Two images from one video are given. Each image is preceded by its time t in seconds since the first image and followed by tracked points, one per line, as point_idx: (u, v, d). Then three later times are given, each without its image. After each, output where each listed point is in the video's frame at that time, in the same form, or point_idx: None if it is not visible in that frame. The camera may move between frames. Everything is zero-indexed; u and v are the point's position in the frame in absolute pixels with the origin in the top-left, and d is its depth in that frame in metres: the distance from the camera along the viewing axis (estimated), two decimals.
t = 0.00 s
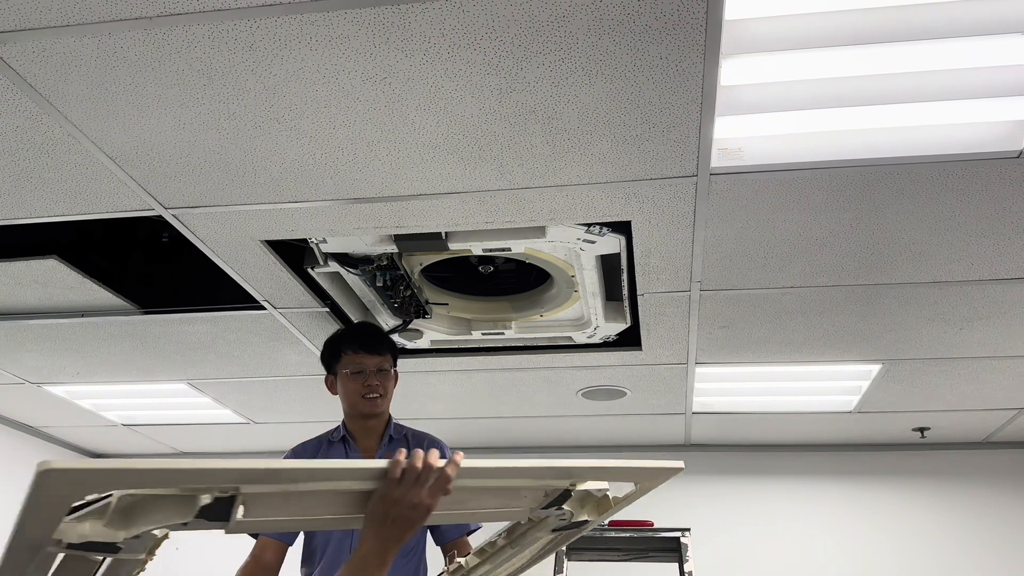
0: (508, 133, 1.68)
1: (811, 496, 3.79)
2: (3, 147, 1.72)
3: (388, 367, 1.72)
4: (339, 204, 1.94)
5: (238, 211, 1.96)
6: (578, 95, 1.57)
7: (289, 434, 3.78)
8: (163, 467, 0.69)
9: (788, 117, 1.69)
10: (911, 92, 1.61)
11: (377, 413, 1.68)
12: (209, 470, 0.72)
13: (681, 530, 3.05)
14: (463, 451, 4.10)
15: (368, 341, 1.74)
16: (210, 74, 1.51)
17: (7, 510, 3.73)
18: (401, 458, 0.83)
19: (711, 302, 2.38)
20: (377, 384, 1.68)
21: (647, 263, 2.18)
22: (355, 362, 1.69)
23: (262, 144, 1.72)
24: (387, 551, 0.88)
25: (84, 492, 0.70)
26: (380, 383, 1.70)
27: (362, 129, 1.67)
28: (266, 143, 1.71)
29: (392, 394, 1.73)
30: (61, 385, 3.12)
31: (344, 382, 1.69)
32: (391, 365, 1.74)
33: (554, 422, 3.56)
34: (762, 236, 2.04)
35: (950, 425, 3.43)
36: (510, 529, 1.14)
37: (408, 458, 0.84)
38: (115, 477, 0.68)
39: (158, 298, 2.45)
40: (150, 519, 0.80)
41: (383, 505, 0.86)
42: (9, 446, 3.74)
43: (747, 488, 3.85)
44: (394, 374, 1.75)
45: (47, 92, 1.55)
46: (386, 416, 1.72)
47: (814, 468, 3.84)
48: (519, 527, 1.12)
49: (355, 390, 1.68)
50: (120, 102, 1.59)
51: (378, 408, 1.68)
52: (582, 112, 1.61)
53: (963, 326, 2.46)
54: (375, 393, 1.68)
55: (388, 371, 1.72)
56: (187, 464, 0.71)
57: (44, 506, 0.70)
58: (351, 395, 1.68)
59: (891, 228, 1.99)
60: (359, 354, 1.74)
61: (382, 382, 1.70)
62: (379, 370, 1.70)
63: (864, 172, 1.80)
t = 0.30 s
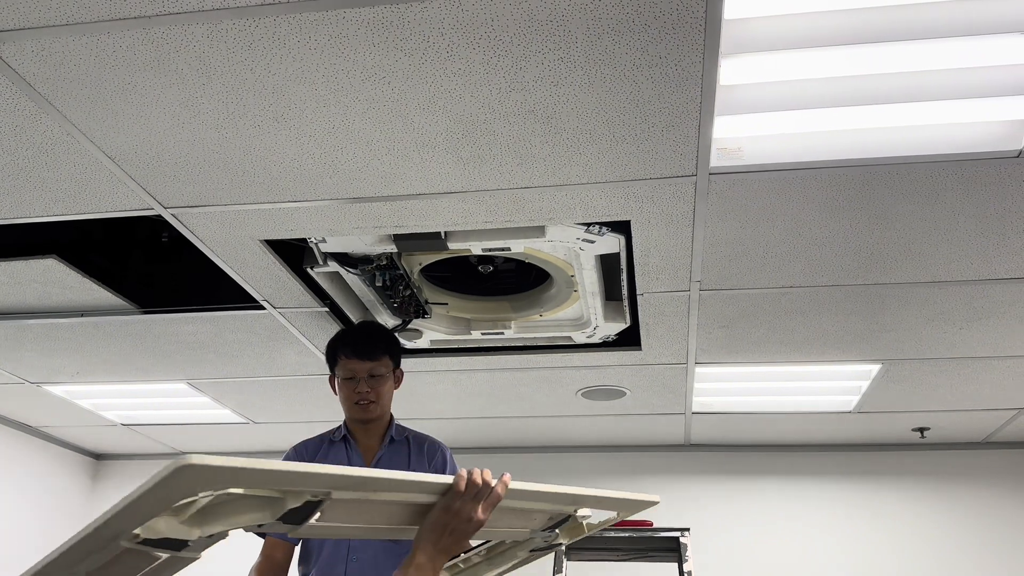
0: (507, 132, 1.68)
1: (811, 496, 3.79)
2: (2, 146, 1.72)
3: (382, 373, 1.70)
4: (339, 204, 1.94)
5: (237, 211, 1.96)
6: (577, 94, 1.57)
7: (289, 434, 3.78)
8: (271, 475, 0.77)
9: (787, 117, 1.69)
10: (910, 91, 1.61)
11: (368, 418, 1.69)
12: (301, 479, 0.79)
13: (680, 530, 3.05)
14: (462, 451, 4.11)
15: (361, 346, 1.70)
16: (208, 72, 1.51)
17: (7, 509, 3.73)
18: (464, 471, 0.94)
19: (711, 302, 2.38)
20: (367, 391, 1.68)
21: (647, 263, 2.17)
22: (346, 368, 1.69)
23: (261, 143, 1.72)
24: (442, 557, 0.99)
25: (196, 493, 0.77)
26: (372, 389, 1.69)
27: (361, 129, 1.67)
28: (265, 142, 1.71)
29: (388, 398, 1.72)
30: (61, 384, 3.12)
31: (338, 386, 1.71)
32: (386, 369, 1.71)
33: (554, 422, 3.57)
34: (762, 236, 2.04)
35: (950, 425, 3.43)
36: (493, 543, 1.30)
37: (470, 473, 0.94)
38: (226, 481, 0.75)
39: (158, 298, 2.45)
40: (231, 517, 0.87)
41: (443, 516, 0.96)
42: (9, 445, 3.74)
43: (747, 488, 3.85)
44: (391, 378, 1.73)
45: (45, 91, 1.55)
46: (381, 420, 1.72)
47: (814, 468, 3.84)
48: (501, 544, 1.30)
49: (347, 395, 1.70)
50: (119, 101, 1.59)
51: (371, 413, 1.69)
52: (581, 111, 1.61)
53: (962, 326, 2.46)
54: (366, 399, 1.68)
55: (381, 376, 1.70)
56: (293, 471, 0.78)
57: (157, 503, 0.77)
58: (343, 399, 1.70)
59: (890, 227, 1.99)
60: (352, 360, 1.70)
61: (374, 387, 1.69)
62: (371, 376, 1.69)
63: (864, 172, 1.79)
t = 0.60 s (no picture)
0: (509, 133, 1.67)
1: (812, 496, 3.79)
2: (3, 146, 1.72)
3: (384, 373, 1.70)
4: (339, 204, 1.94)
5: (237, 211, 1.96)
6: (577, 95, 1.56)
7: (289, 434, 3.78)
8: (349, 482, 0.83)
9: (788, 118, 1.69)
10: (911, 91, 1.61)
11: (368, 418, 1.69)
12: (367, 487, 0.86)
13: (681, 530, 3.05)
14: (463, 451, 4.11)
15: (364, 346, 1.71)
16: (209, 73, 1.51)
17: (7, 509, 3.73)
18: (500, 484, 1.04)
19: (712, 302, 2.38)
20: (368, 391, 1.68)
21: (647, 263, 2.17)
22: (349, 368, 1.69)
23: (261, 143, 1.71)
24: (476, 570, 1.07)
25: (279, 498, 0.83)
26: (374, 389, 1.69)
27: (362, 130, 1.67)
28: (265, 142, 1.71)
29: (390, 399, 1.71)
30: (61, 384, 3.12)
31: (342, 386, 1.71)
32: (389, 369, 1.71)
33: (554, 422, 3.57)
34: (762, 237, 2.04)
35: (951, 425, 3.43)
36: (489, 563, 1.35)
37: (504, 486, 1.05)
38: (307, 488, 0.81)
39: (160, 298, 2.45)
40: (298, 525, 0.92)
41: (478, 530, 1.05)
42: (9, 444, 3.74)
43: (747, 489, 3.85)
44: (394, 379, 1.72)
45: (45, 91, 1.55)
46: (382, 420, 1.71)
47: (815, 469, 3.84)
48: (498, 561, 1.32)
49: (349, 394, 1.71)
50: (119, 102, 1.59)
51: (373, 414, 1.69)
52: (582, 112, 1.61)
53: (963, 327, 2.46)
54: (368, 400, 1.68)
55: (384, 376, 1.70)
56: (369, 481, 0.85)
57: (243, 503, 0.83)
58: (344, 398, 1.70)
59: (890, 228, 1.99)
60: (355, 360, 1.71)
61: (377, 388, 1.69)
62: (373, 376, 1.69)
63: (865, 172, 1.79)
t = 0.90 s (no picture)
0: (512, 132, 1.67)
1: (813, 496, 3.79)
2: (6, 145, 1.72)
3: (390, 371, 1.70)
4: (341, 203, 1.94)
5: (240, 210, 1.96)
6: (580, 94, 1.56)
7: (290, 433, 3.78)
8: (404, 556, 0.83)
9: (790, 117, 1.69)
10: (914, 91, 1.60)
11: (373, 416, 1.69)
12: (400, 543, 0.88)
13: (683, 529, 3.06)
14: (464, 450, 4.11)
15: (371, 343, 1.71)
16: (211, 72, 1.51)
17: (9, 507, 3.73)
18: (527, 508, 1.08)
19: (714, 302, 2.38)
20: (375, 387, 1.68)
21: (650, 263, 2.17)
22: (356, 365, 1.69)
23: (263, 142, 1.71)
24: None
25: (314, 574, 0.84)
26: (381, 386, 1.69)
27: (365, 129, 1.67)
28: (267, 141, 1.71)
29: (395, 398, 1.72)
30: (63, 383, 3.12)
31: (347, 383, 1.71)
32: (395, 367, 1.72)
33: (556, 422, 3.57)
34: (765, 236, 2.04)
35: (953, 425, 3.42)
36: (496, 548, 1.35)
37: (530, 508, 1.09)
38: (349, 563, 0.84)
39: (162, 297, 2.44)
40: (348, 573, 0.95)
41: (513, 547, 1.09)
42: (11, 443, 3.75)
43: (748, 488, 3.85)
44: (399, 378, 1.73)
45: (48, 90, 1.55)
46: (387, 419, 1.71)
47: (817, 468, 3.84)
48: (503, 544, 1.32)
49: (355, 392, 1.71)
50: (122, 101, 1.59)
51: (379, 410, 1.68)
52: (585, 111, 1.61)
53: (965, 327, 2.46)
54: (375, 396, 1.68)
55: (390, 374, 1.70)
56: (403, 544, 0.86)
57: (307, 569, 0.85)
58: (350, 396, 1.70)
59: (893, 228, 1.99)
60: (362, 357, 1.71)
61: (383, 385, 1.69)
62: (380, 373, 1.69)
63: (868, 172, 1.79)
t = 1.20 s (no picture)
0: (515, 128, 1.67)
1: (815, 494, 3.79)
2: (8, 141, 1.72)
3: (394, 364, 1.75)
4: (344, 200, 1.94)
5: (243, 207, 1.96)
6: (584, 90, 1.56)
7: (293, 430, 3.78)
8: None
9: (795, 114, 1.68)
10: (919, 87, 1.60)
11: (378, 406, 1.70)
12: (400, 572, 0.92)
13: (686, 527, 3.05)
14: (467, 448, 4.11)
15: (376, 337, 1.77)
16: (216, 69, 1.51)
17: (11, 504, 3.74)
18: (535, 509, 1.05)
19: (718, 299, 2.37)
20: (382, 378, 1.72)
21: (652, 260, 2.17)
22: (363, 357, 1.74)
23: (266, 138, 1.71)
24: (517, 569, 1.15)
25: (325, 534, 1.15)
26: (387, 377, 1.73)
27: (367, 125, 1.67)
28: (270, 137, 1.71)
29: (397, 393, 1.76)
30: (66, 380, 3.12)
31: (350, 376, 1.73)
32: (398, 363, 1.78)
33: (558, 420, 3.56)
34: (768, 233, 2.04)
35: (956, 423, 3.42)
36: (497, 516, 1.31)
37: (539, 506, 1.06)
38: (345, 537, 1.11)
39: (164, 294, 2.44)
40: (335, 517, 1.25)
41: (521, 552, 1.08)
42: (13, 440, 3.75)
43: (750, 486, 3.85)
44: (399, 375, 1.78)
45: (52, 86, 1.55)
46: (389, 413, 1.73)
47: (819, 467, 3.84)
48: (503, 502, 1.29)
49: (359, 384, 1.72)
50: (124, 97, 1.59)
51: (385, 401, 1.71)
52: (589, 107, 1.61)
53: (968, 324, 2.45)
54: (382, 386, 1.72)
55: (395, 367, 1.76)
56: None
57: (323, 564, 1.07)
58: (355, 387, 1.71)
59: (897, 225, 1.98)
60: (367, 349, 1.76)
61: (389, 376, 1.74)
62: (386, 365, 1.74)
63: (872, 169, 1.78)
